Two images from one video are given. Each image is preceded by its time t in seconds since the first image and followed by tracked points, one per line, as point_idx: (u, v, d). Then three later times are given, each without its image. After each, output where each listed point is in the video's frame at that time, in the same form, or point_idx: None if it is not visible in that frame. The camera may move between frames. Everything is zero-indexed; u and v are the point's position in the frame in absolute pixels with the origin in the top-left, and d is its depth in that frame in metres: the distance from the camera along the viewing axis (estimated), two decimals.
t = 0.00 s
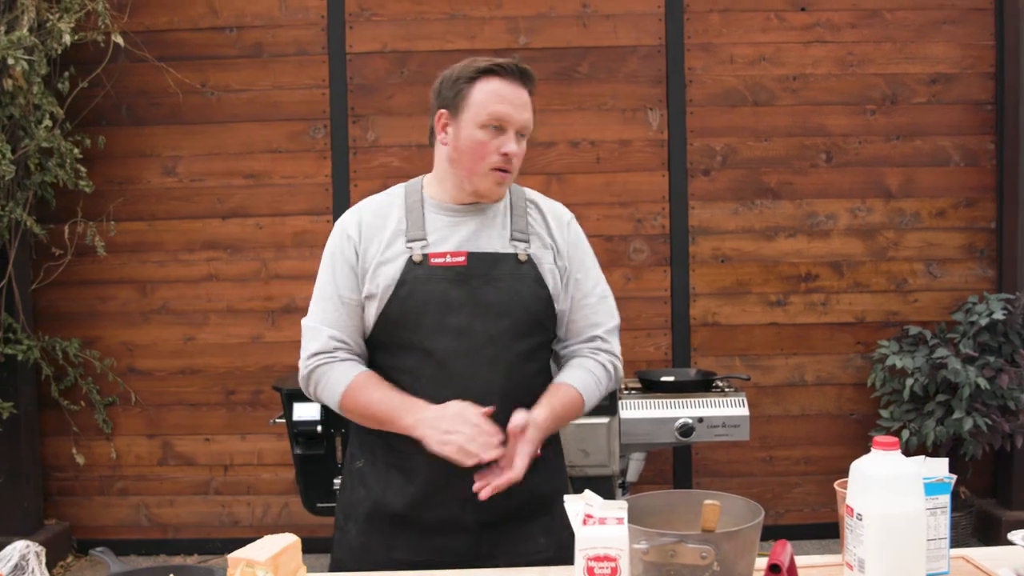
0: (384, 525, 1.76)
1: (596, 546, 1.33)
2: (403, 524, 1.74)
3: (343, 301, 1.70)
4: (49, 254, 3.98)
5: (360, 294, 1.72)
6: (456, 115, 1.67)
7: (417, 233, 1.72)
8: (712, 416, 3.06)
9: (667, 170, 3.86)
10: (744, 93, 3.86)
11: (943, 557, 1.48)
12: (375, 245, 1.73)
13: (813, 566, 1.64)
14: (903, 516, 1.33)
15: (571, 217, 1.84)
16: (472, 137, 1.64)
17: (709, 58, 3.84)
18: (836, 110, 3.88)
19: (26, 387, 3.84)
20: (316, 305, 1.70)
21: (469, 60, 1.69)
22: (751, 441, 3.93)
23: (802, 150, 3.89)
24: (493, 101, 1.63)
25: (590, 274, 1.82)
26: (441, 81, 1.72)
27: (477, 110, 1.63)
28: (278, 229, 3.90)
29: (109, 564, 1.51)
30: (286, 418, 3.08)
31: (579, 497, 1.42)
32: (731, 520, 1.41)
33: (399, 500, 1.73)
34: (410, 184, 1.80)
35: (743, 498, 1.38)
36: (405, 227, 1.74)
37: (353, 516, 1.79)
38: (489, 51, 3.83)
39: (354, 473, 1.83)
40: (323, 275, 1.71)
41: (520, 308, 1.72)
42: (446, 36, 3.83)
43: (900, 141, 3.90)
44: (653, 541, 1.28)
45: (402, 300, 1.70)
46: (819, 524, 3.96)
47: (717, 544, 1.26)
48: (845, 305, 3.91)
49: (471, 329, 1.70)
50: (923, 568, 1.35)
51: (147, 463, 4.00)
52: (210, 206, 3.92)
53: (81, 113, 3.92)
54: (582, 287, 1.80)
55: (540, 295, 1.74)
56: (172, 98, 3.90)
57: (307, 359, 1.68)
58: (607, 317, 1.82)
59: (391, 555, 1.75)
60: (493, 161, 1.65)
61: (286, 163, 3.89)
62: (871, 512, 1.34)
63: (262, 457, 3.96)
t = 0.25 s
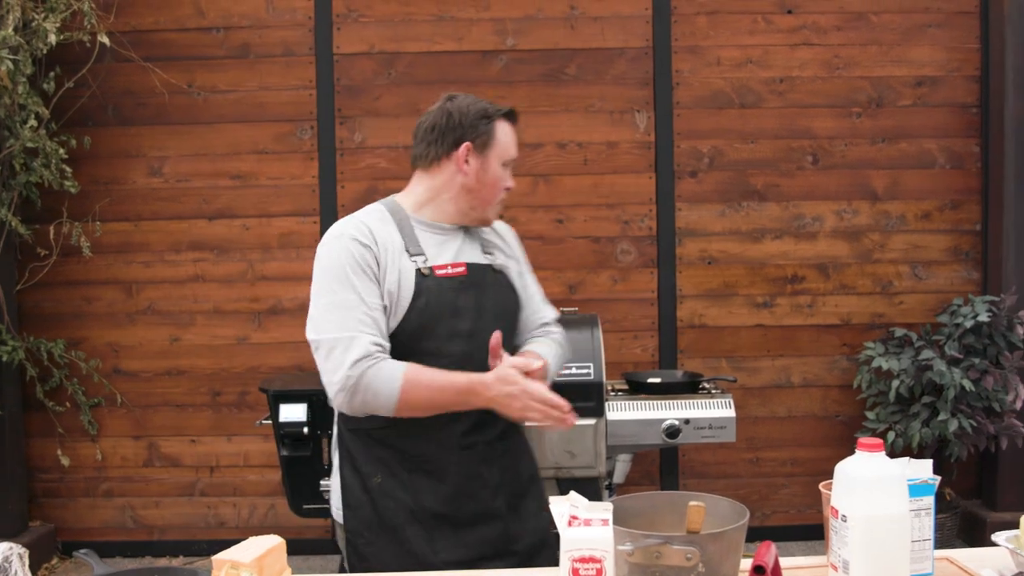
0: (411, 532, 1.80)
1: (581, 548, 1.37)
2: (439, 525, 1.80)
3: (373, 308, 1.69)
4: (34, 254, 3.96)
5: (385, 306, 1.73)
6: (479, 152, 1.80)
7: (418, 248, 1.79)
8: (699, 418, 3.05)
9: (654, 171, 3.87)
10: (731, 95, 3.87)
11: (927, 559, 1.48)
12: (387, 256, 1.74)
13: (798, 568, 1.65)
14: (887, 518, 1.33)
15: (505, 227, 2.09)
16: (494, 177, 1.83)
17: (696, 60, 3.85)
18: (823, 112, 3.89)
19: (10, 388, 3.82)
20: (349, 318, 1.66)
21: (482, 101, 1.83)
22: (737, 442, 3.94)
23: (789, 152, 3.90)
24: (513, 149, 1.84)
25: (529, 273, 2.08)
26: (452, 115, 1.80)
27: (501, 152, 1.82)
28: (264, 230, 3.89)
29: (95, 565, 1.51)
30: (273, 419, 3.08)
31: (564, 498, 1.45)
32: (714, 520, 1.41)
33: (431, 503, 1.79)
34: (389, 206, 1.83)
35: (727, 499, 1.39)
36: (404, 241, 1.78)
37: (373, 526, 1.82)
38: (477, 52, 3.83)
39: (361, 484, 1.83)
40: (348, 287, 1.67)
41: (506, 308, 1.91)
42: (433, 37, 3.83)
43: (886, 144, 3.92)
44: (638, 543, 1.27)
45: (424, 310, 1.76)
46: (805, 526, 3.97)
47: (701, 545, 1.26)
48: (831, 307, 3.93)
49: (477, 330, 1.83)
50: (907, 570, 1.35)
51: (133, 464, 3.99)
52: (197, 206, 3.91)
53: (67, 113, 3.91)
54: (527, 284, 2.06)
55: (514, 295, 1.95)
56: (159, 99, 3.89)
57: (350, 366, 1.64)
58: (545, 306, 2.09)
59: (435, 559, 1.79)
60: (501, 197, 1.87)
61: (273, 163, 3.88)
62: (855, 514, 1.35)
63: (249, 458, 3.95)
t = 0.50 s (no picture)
0: (411, 496, 2.00)
1: (565, 547, 1.35)
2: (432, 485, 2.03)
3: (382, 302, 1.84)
4: (18, 251, 3.93)
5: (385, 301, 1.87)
6: (443, 152, 2.04)
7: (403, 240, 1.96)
8: (685, 415, 3.05)
9: (641, 169, 3.87)
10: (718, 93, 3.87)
11: (911, 556, 1.50)
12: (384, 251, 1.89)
13: (783, 566, 1.65)
14: (873, 516, 1.33)
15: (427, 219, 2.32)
16: (448, 174, 2.08)
17: (683, 58, 3.85)
18: (809, 111, 3.90)
19: None
20: (364, 315, 1.79)
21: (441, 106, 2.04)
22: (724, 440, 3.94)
23: (776, 150, 3.91)
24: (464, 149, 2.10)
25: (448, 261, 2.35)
26: (424, 116, 1.99)
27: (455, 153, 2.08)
28: (251, 228, 3.88)
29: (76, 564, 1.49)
30: (259, 416, 3.07)
31: (548, 498, 1.43)
32: (700, 518, 1.41)
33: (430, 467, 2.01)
34: (364, 200, 1.96)
35: (713, 497, 1.39)
36: (390, 235, 1.94)
37: (379, 497, 1.96)
38: (464, 50, 3.83)
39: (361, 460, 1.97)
40: (362, 284, 1.80)
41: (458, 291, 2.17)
42: (420, 35, 3.82)
43: (873, 142, 3.93)
44: (624, 540, 1.27)
45: (410, 301, 1.96)
46: (792, 523, 3.98)
47: (687, 543, 1.26)
48: (817, 305, 3.93)
49: (450, 311, 2.08)
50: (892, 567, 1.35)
51: (118, 462, 3.97)
52: (183, 203, 3.89)
53: (52, 110, 3.88)
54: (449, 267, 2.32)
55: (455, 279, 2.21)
56: (144, 95, 3.87)
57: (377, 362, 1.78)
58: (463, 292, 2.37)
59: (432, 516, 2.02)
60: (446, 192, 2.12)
61: (259, 161, 3.87)
62: (840, 511, 1.34)
63: (235, 457, 3.94)
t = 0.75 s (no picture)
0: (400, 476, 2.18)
1: (560, 553, 1.30)
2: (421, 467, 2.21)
3: (352, 299, 1.97)
4: (13, 253, 3.92)
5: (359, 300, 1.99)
6: (430, 159, 2.23)
7: (395, 246, 2.13)
8: (681, 422, 3.05)
9: (637, 175, 3.87)
10: (715, 100, 3.87)
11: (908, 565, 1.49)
12: (375, 254, 2.05)
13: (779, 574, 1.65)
14: (870, 525, 1.33)
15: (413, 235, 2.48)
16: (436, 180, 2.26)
17: (681, 64, 3.85)
18: (806, 118, 3.90)
19: None
20: (326, 307, 1.91)
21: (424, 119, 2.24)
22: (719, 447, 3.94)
23: (773, 157, 3.91)
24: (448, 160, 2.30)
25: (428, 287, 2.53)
26: (410, 127, 2.18)
27: (441, 160, 2.26)
28: (247, 231, 3.87)
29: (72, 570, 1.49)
30: (254, 420, 3.05)
31: (543, 505, 1.41)
32: (697, 526, 1.41)
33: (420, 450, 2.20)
34: (360, 205, 2.12)
35: (709, 505, 1.40)
36: (383, 240, 2.11)
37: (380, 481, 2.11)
38: (461, 54, 3.83)
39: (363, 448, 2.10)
40: (338, 278, 1.93)
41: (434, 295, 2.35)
42: (418, 39, 3.82)
43: (870, 150, 3.93)
44: (620, 548, 1.28)
45: (403, 301, 2.11)
46: (787, 530, 3.98)
47: (683, 551, 1.26)
48: (813, 312, 3.93)
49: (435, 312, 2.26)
50: None
51: (112, 465, 3.96)
52: (179, 206, 3.88)
53: (48, 111, 3.88)
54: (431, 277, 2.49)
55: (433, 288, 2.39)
56: (141, 97, 3.86)
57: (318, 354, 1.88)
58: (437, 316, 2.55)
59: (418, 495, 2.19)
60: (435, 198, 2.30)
61: (256, 164, 3.86)
62: (838, 520, 1.34)
63: (229, 460, 3.93)
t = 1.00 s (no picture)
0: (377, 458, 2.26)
1: (560, 551, 1.33)
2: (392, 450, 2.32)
3: (348, 293, 2.08)
4: (11, 249, 3.91)
5: (354, 294, 2.10)
6: (428, 172, 2.34)
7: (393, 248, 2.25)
8: (681, 419, 3.03)
9: (637, 171, 3.85)
10: (715, 96, 3.86)
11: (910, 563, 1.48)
12: (375, 254, 2.16)
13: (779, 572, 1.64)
14: (872, 522, 1.32)
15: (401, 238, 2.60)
16: (431, 192, 2.38)
17: (681, 60, 3.84)
18: (807, 113, 3.89)
19: None
20: (323, 296, 2.02)
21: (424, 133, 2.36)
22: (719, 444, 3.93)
23: (773, 153, 3.89)
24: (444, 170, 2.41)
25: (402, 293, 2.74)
26: (409, 141, 2.30)
27: (438, 173, 2.38)
28: (245, 227, 3.86)
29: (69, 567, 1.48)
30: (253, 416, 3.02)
31: (545, 504, 1.43)
32: (697, 523, 1.40)
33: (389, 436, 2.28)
34: (362, 205, 2.23)
35: (710, 502, 1.38)
36: (382, 240, 2.21)
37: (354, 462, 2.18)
38: (460, 50, 3.81)
39: (345, 429, 2.18)
40: (338, 272, 2.04)
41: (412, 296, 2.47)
42: (417, 35, 3.80)
43: (871, 146, 3.91)
44: (621, 546, 1.26)
45: (396, 298, 2.21)
46: (787, 527, 3.97)
47: (684, 549, 1.24)
48: (814, 309, 3.92)
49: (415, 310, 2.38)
50: None
51: (111, 462, 3.95)
52: (177, 202, 3.87)
53: (45, 107, 3.86)
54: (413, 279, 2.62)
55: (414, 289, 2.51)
56: (139, 93, 3.85)
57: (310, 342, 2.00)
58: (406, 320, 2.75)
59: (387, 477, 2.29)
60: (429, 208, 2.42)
61: (254, 160, 3.84)
62: (840, 517, 1.33)
63: (228, 457, 3.92)
